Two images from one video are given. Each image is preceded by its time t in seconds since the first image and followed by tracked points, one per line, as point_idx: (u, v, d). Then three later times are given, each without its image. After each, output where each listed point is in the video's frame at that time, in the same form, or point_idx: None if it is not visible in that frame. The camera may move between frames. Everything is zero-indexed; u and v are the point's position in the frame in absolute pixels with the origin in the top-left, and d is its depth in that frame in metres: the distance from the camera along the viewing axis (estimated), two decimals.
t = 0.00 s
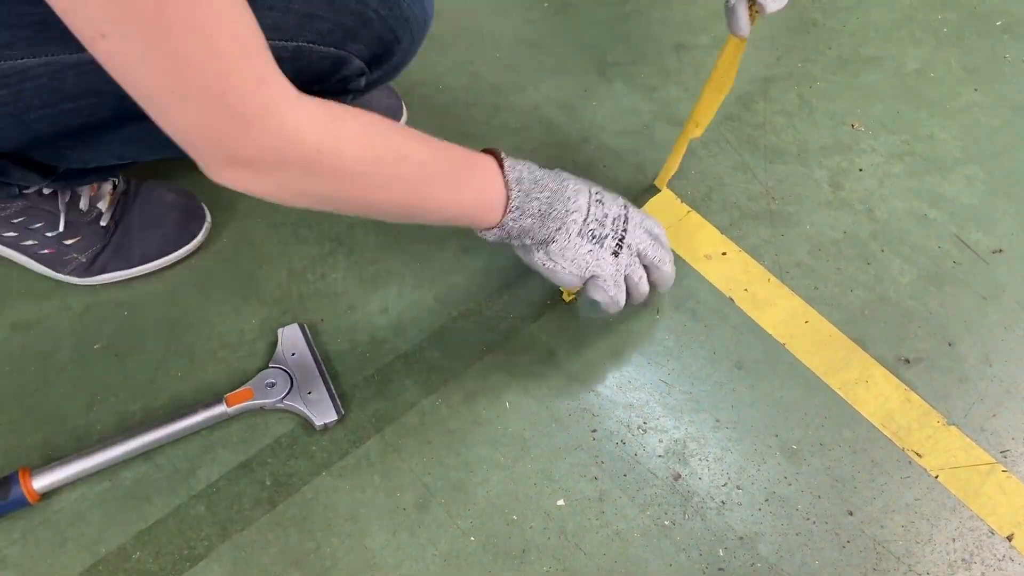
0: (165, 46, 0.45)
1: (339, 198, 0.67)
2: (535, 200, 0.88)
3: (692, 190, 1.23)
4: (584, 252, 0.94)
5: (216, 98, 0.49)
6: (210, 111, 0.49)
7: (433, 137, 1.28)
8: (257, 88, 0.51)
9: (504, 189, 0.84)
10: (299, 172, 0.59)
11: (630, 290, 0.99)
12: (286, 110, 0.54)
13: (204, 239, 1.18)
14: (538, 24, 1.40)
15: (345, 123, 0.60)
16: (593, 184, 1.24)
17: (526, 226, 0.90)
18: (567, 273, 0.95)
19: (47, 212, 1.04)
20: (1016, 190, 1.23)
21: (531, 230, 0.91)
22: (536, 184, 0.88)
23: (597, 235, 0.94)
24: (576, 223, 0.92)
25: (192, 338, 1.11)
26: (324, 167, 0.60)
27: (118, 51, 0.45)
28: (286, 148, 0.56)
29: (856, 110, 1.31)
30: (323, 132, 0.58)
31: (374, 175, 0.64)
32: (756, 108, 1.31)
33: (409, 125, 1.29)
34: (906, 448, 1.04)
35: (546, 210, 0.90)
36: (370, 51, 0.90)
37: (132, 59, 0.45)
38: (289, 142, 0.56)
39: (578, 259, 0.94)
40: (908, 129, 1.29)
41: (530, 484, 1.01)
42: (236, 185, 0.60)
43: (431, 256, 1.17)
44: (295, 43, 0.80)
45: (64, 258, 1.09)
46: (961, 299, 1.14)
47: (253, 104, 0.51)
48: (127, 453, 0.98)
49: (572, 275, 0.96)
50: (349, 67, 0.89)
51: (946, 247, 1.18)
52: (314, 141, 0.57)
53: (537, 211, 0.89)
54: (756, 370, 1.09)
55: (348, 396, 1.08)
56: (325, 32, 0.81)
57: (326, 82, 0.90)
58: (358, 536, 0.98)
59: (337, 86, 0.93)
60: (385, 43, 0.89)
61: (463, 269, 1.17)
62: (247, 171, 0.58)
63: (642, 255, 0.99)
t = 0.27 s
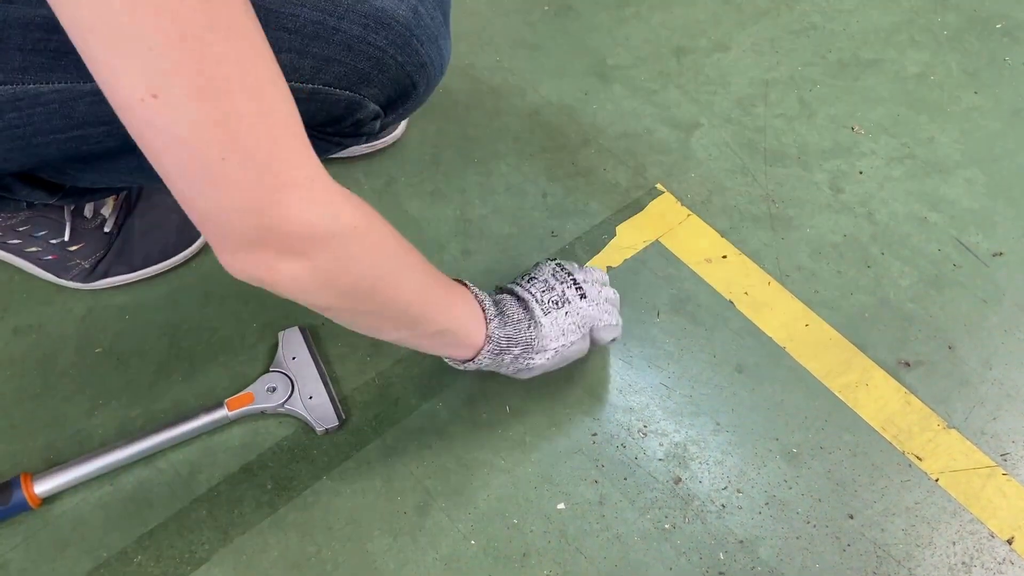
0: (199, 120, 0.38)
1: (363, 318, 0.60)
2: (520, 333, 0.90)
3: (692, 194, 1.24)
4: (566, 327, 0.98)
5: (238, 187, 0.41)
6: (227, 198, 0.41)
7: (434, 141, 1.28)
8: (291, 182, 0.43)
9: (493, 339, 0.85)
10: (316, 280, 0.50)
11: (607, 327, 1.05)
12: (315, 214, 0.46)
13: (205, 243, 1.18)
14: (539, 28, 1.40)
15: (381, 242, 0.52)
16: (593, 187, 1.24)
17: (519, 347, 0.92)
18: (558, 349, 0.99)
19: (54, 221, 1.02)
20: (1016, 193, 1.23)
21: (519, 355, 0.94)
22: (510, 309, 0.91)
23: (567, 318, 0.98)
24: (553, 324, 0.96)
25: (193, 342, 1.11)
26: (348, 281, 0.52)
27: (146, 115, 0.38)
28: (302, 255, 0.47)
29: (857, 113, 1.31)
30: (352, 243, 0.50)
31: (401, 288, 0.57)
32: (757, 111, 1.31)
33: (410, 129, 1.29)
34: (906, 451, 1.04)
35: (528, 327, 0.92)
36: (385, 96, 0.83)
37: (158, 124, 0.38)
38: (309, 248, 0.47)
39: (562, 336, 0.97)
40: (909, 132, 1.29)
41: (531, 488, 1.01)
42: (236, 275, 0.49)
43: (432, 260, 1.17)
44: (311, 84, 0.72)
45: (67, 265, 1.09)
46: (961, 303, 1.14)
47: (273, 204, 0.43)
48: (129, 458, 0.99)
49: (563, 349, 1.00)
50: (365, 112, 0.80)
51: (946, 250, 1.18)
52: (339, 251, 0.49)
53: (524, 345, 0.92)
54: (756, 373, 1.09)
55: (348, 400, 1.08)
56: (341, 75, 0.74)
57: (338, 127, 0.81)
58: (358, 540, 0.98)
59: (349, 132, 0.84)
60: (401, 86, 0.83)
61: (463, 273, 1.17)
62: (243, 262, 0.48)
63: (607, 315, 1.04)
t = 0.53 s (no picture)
0: (271, 114, 0.39)
1: (439, 292, 0.61)
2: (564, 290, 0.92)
3: (693, 196, 1.23)
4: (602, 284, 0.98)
5: (318, 177, 0.42)
6: (305, 187, 0.42)
7: (435, 143, 1.28)
8: (361, 167, 0.43)
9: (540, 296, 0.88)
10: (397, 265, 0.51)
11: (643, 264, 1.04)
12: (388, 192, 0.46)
13: (205, 246, 1.18)
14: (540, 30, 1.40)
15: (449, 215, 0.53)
16: (594, 189, 1.24)
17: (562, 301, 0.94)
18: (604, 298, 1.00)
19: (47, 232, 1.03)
20: (1018, 195, 1.23)
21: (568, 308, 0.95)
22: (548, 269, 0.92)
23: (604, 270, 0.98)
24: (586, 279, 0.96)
25: (194, 345, 1.11)
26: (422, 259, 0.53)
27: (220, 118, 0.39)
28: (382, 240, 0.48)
29: (858, 115, 1.31)
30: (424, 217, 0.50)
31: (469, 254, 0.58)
32: (758, 113, 1.31)
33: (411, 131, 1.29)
34: (908, 454, 1.04)
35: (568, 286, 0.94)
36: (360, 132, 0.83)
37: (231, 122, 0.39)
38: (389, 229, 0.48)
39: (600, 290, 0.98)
40: (910, 134, 1.29)
41: (532, 491, 1.01)
42: (321, 276, 0.50)
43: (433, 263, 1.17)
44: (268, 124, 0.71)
45: (66, 270, 1.09)
46: (963, 305, 1.14)
47: (352, 191, 0.44)
48: (131, 460, 0.99)
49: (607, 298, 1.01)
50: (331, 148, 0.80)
51: (948, 252, 1.18)
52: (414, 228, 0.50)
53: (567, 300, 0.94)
54: (758, 376, 1.09)
55: (349, 403, 1.08)
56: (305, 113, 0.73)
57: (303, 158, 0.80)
58: (360, 543, 0.98)
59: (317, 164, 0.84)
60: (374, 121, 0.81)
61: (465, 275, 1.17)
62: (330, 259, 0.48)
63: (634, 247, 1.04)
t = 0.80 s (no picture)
0: (301, 81, 0.41)
1: (473, 250, 0.65)
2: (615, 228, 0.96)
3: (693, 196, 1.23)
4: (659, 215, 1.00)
5: (343, 145, 0.45)
6: (331, 158, 0.45)
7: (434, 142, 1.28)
8: (388, 138, 0.47)
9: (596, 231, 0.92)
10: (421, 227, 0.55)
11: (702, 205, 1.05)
12: (412, 156, 0.49)
13: (204, 246, 1.18)
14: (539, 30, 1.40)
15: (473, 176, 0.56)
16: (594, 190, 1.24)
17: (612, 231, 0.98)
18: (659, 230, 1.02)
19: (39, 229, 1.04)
20: (1018, 195, 1.23)
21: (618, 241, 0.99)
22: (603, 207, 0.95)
23: (659, 204, 1.00)
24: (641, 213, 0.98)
25: (193, 345, 1.11)
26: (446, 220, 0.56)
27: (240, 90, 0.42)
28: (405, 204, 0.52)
29: (859, 114, 1.31)
30: (448, 178, 0.53)
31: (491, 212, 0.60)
32: (758, 113, 1.31)
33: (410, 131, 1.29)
34: (908, 454, 1.04)
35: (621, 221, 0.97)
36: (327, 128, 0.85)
37: (255, 94, 0.42)
38: (413, 192, 0.51)
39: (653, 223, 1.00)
40: (910, 134, 1.29)
41: (531, 491, 1.01)
42: (355, 243, 0.54)
43: (432, 263, 1.17)
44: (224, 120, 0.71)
45: (61, 270, 1.09)
46: (963, 305, 1.14)
47: (376, 156, 0.47)
48: (130, 460, 0.98)
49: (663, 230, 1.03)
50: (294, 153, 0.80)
51: (948, 253, 1.18)
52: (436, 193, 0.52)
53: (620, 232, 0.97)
54: (758, 375, 1.09)
55: (348, 403, 1.07)
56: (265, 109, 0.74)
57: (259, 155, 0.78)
58: (358, 543, 0.98)
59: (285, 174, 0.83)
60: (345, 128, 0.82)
61: (464, 275, 1.17)
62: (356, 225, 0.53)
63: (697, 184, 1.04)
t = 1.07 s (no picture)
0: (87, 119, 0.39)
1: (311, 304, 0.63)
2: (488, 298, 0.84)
3: (692, 197, 1.23)
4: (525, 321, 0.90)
5: (117, 183, 0.42)
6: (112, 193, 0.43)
7: (433, 143, 1.28)
8: (187, 191, 0.46)
9: (451, 297, 0.78)
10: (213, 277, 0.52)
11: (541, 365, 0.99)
12: (207, 200, 0.48)
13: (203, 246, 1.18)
14: (539, 31, 1.40)
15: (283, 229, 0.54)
16: (593, 190, 1.24)
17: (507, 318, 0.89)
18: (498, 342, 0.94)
19: (37, 233, 1.04)
20: (1017, 197, 1.23)
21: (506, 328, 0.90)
22: (483, 266, 0.83)
23: (543, 304, 0.90)
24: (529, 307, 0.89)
25: (192, 346, 1.11)
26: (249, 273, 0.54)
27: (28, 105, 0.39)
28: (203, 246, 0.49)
29: (858, 116, 1.31)
30: (253, 223, 0.52)
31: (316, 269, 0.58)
32: (757, 114, 1.31)
33: (410, 132, 1.28)
34: (907, 455, 1.04)
35: (482, 293, 0.83)
36: (318, 138, 0.85)
37: (40, 115, 0.39)
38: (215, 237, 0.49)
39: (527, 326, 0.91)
40: (910, 135, 1.29)
41: (530, 491, 1.01)
42: (121, 275, 0.51)
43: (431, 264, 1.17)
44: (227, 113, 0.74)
45: (61, 271, 1.09)
46: (962, 306, 1.14)
47: (164, 195, 0.45)
48: (131, 460, 0.98)
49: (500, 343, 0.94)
50: (291, 149, 0.83)
51: (947, 254, 1.18)
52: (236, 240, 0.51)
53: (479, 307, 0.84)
54: (757, 376, 1.09)
55: (347, 403, 1.07)
56: (265, 107, 0.77)
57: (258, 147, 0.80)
58: (358, 544, 0.98)
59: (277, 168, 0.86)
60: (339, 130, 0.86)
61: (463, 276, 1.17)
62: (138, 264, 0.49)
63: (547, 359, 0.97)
